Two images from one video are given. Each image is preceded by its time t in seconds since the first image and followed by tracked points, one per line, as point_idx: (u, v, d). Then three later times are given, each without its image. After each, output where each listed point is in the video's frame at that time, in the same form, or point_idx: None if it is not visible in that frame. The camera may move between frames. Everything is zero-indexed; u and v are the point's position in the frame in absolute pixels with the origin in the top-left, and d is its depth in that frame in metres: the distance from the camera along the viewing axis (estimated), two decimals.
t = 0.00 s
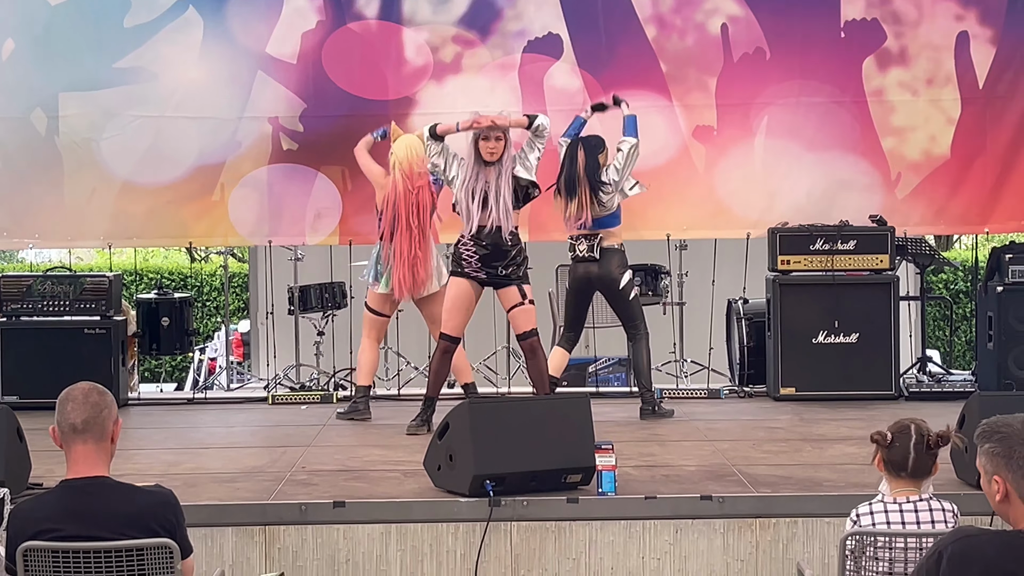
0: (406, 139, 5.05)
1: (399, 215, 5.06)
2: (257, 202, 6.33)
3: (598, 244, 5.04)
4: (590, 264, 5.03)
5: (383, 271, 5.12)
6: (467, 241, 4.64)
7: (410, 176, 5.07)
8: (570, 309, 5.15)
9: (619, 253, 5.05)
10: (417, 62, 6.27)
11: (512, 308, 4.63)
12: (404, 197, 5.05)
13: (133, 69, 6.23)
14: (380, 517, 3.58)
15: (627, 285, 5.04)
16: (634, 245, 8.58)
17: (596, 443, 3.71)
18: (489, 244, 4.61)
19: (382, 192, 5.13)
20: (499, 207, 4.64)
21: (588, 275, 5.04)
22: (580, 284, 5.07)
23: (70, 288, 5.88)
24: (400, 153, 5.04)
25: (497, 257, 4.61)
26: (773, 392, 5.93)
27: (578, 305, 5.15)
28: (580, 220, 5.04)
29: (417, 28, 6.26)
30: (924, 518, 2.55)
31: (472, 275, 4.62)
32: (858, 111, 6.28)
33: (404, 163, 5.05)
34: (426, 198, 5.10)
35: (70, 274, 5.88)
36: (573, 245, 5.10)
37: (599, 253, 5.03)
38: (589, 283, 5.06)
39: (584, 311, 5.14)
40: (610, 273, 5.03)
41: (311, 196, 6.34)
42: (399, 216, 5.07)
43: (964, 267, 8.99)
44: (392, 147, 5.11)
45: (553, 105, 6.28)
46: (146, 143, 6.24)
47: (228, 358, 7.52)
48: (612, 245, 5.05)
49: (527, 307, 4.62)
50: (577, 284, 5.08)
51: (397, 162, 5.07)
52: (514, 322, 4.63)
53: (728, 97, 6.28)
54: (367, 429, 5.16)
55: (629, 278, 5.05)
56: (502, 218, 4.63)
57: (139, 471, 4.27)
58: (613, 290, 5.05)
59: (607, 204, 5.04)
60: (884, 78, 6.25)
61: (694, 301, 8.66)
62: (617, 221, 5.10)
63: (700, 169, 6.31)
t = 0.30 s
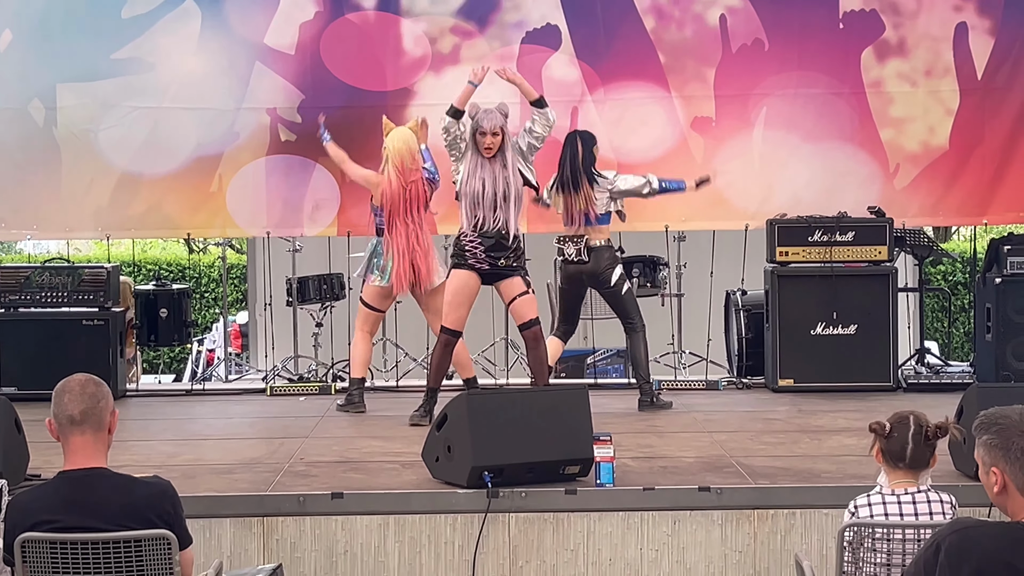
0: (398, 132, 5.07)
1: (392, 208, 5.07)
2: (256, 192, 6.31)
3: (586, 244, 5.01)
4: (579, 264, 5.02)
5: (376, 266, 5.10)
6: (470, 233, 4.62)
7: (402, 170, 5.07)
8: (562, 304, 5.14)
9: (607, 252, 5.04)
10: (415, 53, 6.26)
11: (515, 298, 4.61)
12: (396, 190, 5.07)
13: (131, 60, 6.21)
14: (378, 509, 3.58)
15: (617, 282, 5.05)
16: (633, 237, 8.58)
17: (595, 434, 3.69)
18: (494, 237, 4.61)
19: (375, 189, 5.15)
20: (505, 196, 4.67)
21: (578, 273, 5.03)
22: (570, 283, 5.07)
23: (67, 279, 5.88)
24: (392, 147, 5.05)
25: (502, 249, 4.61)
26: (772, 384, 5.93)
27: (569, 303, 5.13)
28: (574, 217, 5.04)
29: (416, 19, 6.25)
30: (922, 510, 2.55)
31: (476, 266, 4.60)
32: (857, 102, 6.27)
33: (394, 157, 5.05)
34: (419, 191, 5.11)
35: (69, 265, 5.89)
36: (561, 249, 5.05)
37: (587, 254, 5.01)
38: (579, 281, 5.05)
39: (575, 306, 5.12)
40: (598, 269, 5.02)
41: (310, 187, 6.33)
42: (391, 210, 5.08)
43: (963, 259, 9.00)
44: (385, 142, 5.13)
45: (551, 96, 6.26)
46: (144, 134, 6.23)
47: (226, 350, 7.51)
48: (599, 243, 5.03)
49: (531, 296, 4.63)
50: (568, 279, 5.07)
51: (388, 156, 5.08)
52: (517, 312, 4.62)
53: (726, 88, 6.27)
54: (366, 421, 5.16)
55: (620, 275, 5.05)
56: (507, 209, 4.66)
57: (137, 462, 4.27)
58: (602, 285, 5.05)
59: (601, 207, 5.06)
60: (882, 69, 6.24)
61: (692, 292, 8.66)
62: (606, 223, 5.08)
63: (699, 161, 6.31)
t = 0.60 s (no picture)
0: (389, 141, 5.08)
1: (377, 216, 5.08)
2: (256, 186, 6.30)
3: (563, 248, 5.05)
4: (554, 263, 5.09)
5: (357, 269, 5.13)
6: (469, 229, 4.59)
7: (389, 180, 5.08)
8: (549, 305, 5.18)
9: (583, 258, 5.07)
10: (416, 48, 6.25)
11: (514, 291, 4.64)
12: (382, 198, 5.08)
13: (132, 54, 6.20)
14: (380, 503, 3.58)
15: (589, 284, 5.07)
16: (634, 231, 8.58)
17: (597, 429, 3.70)
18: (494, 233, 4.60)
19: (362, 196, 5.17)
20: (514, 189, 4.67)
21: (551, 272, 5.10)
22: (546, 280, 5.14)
23: (68, 273, 5.87)
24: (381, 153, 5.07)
25: (502, 245, 4.61)
26: (773, 378, 5.93)
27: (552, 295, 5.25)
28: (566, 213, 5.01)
29: (416, 13, 6.24)
30: (923, 504, 2.55)
31: (476, 263, 4.58)
32: (858, 96, 6.26)
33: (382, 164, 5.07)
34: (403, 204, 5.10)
35: (69, 259, 5.86)
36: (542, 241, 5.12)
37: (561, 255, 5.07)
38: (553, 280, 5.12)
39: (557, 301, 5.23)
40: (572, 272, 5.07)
41: (311, 181, 6.32)
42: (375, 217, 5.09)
43: (964, 253, 9.00)
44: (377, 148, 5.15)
45: (552, 90, 6.25)
46: (144, 128, 6.22)
47: (227, 344, 7.50)
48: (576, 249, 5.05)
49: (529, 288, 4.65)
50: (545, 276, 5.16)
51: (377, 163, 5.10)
52: (516, 305, 4.63)
53: (727, 82, 6.26)
54: (367, 415, 5.16)
55: (593, 278, 5.06)
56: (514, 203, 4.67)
57: (138, 456, 4.28)
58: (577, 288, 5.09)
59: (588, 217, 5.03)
60: (883, 63, 6.23)
61: (693, 285, 8.66)
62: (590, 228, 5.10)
63: (700, 155, 6.30)
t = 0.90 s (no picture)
0: (390, 131, 5.12)
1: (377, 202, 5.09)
2: (257, 185, 6.31)
3: (575, 233, 5.00)
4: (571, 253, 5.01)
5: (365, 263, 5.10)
6: (460, 225, 4.63)
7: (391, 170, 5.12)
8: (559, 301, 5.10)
9: (598, 240, 5.02)
10: (417, 46, 6.25)
11: (510, 291, 4.62)
12: (385, 189, 5.12)
13: (133, 52, 6.20)
14: (381, 501, 3.59)
15: (609, 268, 4.99)
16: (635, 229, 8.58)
17: (597, 428, 3.70)
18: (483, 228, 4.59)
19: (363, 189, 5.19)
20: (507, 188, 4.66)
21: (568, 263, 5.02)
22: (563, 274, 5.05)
23: (69, 272, 5.87)
24: (384, 145, 5.11)
25: (491, 241, 4.60)
26: (774, 376, 5.93)
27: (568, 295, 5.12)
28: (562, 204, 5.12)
29: (418, 12, 6.24)
30: (924, 502, 2.55)
31: (466, 257, 4.59)
32: (860, 94, 6.25)
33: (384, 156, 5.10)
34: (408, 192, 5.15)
35: (70, 258, 5.87)
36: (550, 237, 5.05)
37: (575, 242, 5.00)
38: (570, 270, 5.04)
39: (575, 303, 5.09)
40: (590, 257, 5.00)
41: (312, 179, 6.32)
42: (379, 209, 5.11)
43: (965, 251, 9.00)
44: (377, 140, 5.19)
45: (553, 88, 6.25)
46: (145, 127, 6.22)
47: (228, 342, 7.49)
48: (587, 231, 5.02)
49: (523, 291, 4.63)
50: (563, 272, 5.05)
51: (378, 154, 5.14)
52: (513, 305, 4.63)
53: (729, 80, 6.25)
54: (368, 413, 5.16)
55: (611, 260, 5.00)
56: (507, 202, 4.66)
57: (139, 455, 4.28)
58: (596, 273, 5.01)
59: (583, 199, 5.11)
60: (885, 61, 6.23)
61: (695, 284, 8.66)
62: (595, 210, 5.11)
63: (701, 153, 6.30)
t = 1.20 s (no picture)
0: (389, 121, 5.05)
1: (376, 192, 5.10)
2: (258, 187, 6.32)
3: (591, 234, 5.00)
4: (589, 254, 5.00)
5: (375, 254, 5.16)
6: (468, 227, 4.63)
7: (391, 157, 5.07)
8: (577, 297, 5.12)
9: (618, 241, 4.99)
10: (417, 48, 6.26)
11: (519, 279, 4.63)
12: (384, 176, 5.09)
13: (134, 54, 6.21)
14: (381, 503, 3.58)
15: (625, 270, 4.98)
16: (636, 231, 8.59)
17: (598, 429, 3.69)
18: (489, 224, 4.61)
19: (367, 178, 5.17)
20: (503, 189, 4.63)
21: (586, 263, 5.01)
22: (582, 273, 5.04)
23: (69, 274, 5.88)
24: (384, 135, 5.06)
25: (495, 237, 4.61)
26: (775, 379, 5.93)
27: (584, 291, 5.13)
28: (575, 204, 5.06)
29: (418, 14, 6.25)
30: (924, 504, 2.54)
31: (474, 259, 4.62)
32: (860, 97, 6.26)
33: (383, 145, 5.05)
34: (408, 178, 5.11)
35: (70, 260, 5.88)
36: (568, 241, 5.06)
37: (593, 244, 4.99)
38: (589, 270, 5.03)
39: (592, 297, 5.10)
40: (608, 258, 4.97)
41: (312, 182, 6.33)
42: (381, 197, 5.10)
43: (966, 253, 9.01)
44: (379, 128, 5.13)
45: (553, 90, 6.25)
46: (146, 129, 6.23)
47: (228, 345, 7.48)
48: (603, 231, 5.01)
49: (532, 275, 4.63)
50: (581, 271, 5.05)
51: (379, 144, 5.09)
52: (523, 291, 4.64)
53: (729, 82, 6.26)
54: (368, 415, 5.16)
55: (628, 264, 4.97)
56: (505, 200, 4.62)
57: (140, 457, 4.28)
58: (612, 274, 4.99)
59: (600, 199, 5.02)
60: (885, 63, 6.23)
61: (695, 286, 8.66)
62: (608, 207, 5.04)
63: (701, 155, 6.30)
